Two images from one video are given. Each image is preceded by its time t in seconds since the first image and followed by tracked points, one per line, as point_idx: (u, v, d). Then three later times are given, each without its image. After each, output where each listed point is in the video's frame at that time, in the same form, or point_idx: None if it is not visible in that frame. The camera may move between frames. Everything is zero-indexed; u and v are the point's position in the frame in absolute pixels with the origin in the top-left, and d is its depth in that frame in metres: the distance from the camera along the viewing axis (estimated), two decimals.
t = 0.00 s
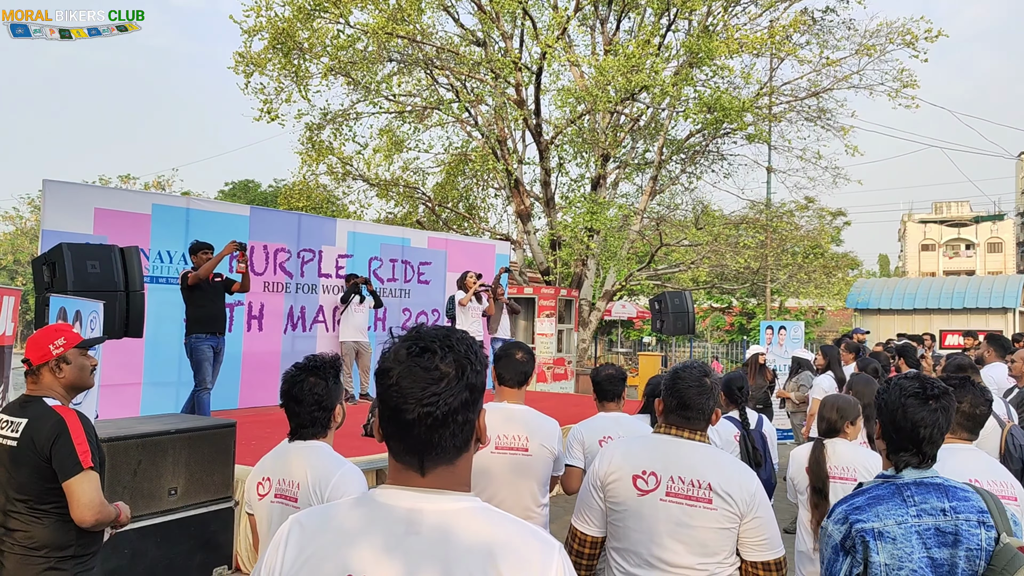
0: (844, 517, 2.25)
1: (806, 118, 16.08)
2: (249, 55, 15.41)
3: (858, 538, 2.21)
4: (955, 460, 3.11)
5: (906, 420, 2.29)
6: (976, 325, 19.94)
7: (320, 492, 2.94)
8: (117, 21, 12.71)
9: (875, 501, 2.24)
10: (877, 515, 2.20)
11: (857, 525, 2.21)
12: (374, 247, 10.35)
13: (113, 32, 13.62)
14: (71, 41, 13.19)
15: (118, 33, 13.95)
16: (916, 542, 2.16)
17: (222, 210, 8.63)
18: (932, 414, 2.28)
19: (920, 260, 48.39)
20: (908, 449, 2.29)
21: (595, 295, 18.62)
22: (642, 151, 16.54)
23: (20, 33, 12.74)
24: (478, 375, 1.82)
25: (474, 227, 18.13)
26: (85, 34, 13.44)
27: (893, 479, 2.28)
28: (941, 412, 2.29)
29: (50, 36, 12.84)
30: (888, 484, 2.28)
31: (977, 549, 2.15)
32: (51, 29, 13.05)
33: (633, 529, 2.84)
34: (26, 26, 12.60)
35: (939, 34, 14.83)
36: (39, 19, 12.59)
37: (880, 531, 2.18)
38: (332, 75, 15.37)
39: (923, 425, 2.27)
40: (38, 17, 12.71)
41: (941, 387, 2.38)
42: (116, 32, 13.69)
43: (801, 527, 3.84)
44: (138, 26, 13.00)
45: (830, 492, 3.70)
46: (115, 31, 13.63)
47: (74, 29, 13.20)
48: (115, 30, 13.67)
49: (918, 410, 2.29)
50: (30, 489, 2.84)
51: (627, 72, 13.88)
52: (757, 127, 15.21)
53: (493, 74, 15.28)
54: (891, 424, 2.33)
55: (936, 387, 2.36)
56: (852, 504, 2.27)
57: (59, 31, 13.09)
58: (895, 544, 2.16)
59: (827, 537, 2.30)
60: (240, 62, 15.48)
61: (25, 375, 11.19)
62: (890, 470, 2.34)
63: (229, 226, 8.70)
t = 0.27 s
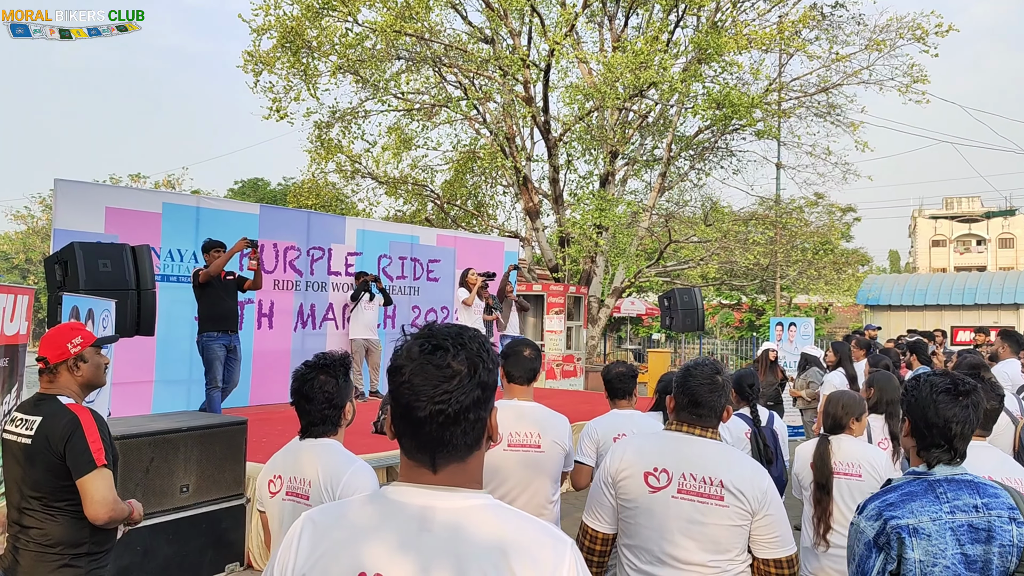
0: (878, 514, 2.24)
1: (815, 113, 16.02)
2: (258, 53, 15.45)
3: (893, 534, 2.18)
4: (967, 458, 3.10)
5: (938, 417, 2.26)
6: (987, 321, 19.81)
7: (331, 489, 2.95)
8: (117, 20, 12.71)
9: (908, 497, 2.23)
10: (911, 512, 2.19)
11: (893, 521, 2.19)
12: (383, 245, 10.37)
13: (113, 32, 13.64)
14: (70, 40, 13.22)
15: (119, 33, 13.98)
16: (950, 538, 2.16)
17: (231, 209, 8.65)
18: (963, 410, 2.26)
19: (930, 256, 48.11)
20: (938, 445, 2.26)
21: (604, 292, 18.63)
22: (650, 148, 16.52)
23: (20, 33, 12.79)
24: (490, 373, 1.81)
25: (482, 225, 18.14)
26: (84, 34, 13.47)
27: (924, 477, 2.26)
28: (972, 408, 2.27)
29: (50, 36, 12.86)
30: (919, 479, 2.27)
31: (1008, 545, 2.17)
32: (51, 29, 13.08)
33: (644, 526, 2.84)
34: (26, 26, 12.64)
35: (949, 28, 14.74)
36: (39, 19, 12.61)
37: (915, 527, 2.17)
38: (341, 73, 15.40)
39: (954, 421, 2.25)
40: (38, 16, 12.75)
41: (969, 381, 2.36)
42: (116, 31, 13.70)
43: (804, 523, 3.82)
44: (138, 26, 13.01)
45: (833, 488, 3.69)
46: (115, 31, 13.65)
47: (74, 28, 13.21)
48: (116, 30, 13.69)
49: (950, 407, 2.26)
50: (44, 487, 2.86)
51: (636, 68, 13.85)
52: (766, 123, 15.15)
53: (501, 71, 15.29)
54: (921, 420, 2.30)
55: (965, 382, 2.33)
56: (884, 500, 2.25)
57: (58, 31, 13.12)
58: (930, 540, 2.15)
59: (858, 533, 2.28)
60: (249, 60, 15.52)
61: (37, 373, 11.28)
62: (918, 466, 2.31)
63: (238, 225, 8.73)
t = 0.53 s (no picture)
0: (907, 510, 2.24)
1: (824, 110, 15.96)
2: (266, 53, 15.47)
3: (921, 532, 2.18)
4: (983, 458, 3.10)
5: (968, 414, 2.29)
6: (997, 318, 19.72)
7: (343, 489, 2.96)
8: (117, 21, 12.69)
9: (936, 494, 2.23)
10: (941, 508, 2.19)
11: (922, 518, 2.19)
12: (391, 244, 10.38)
13: (114, 32, 13.64)
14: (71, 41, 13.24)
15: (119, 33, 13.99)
16: (978, 537, 2.16)
17: (240, 208, 8.67)
18: (993, 409, 2.29)
19: (940, 253, 47.83)
20: (965, 443, 2.29)
21: (612, 290, 18.62)
22: (658, 146, 16.50)
23: (20, 33, 12.81)
24: (505, 371, 1.81)
25: (490, 224, 18.14)
26: (84, 34, 13.48)
27: (951, 474, 2.28)
28: (1000, 407, 2.30)
29: (50, 36, 12.88)
30: (947, 478, 2.27)
31: None
32: (52, 30, 13.11)
33: (655, 525, 2.84)
34: (26, 26, 12.66)
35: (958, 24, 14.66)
36: (38, 19, 12.62)
37: (945, 524, 2.17)
38: (349, 73, 15.43)
39: (984, 420, 2.28)
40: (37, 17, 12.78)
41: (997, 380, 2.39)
42: (117, 32, 13.71)
43: (811, 520, 3.81)
44: (139, 26, 13.00)
45: (840, 486, 3.68)
46: (115, 31, 13.66)
47: (74, 29, 13.23)
48: (116, 30, 13.69)
49: (980, 405, 2.29)
50: (57, 486, 2.88)
51: (643, 66, 13.83)
52: (775, 120, 15.10)
53: (508, 70, 15.29)
54: (950, 417, 2.32)
55: (994, 383, 2.37)
56: (913, 497, 2.25)
57: (59, 31, 13.13)
58: (959, 537, 2.15)
59: (886, 530, 2.28)
60: (257, 60, 15.54)
61: (46, 372, 11.33)
62: (943, 464, 2.34)
63: (247, 225, 8.74)
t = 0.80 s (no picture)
0: (924, 510, 2.22)
1: (831, 108, 15.91)
2: (271, 55, 15.50)
3: (940, 532, 2.17)
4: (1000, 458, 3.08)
5: (982, 413, 2.28)
6: (1006, 315, 19.63)
7: (350, 490, 2.95)
8: (117, 21, 12.69)
9: (952, 494, 2.22)
10: (957, 509, 2.18)
11: (940, 518, 2.18)
12: (397, 245, 10.39)
13: (113, 31, 13.66)
14: (71, 40, 13.26)
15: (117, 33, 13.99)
16: (995, 537, 2.15)
17: (247, 210, 8.69)
18: (1006, 408, 2.29)
19: (948, 251, 47.61)
20: (977, 442, 2.29)
21: (618, 289, 18.61)
22: (664, 145, 16.48)
23: (20, 32, 12.83)
24: (513, 375, 1.81)
25: (496, 223, 18.13)
26: (84, 34, 13.50)
27: (964, 473, 2.27)
28: (1013, 407, 2.30)
29: (49, 36, 12.90)
30: (960, 477, 2.27)
31: None
32: (52, 29, 13.13)
33: (665, 526, 2.84)
34: (26, 26, 12.67)
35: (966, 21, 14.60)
36: (38, 18, 12.63)
37: (962, 524, 2.16)
38: (354, 74, 15.45)
39: (997, 419, 2.27)
40: (38, 17, 12.80)
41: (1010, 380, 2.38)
42: (116, 31, 13.71)
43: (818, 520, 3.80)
44: (139, 26, 13.01)
45: (848, 486, 3.67)
46: (114, 31, 13.68)
47: (75, 28, 13.24)
48: (116, 29, 13.71)
49: (993, 404, 2.29)
50: (67, 488, 2.89)
51: (649, 65, 13.81)
52: (781, 119, 15.07)
53: (513, 69, 15.27)
54: (962, 416, 2.32)
55: (1006, 382, 2.37)
56: (929, 497, 2.24)
57: (58, 31, 13.16)
58: (976, 537, 2.14)
59: (903, 531, 2.27)
60: (263, 62, 15.57)
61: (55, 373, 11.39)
62: (955, 463, 2.33)
63: (254, 226, 8.75)
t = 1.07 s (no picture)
0: (931, 513, 2.21)
1: (836, 108, 15.89)
2: (277, 58, 15.53)
3: (948, 535, 2.16)
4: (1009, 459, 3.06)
5: (990, 415, 2.28)
6: (1013, 315, 19.55)
7: (355, 494, 2.94)
8: (117, 22, 12.71)
9: (959, 496, 2.21)
10: (965, 511, 2.17)
11: (948, 520, 2.17)
12: (403, 247, 10.40)
13: (113, 31, 13.67)
14: (70, 40, 13.27)
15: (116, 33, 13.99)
16: (1002, 538, 2.14)
17: (252, 213, 8.69)
18: (1013, 410, 2.29)
19: (955, 251, 47.40)
20: (985, 443, 2.28)
21: (624, 291, 18.59)
22: (669, 146, 16.47)
23: (20, 32, 12.84)
24: (521, 377, 1.80)
25: (501, 225, 18.14)
26: (84, 34, 13.53)
27: (971, 475, 2.26)
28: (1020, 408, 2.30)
29: (50, 36, 12.94)
30: (967, 479, 2.25)
31: None
32: (51, 29, 13.14)
33: (673, 530, 2.83)
34: (26, 26, 12.68)
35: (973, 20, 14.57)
36: (38, 18, 12.64)
37: (970, 527, 2.15)
38: (359, 77, 15.47)
39: (1005, 421, 2.28)
40: (38, 17, 12.82)
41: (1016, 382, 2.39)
42: (117, 31, 13.71)
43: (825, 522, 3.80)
44: (138, 27, 13.03)
45: (857, 488, 3.66)
46: (114, 31, 13.70)
47: (74, 28, 13.25)
48: (116, 29, 13.71)
49: (1001, 405, 2.29)
50: (75, 493, 2.89)
51: (654, 66, 13.80)
52: (787, 119, 15.05)
53: (518, 71, 15.28)
54: (970, 417, 2.31)
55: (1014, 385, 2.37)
56: (936, 499, 2.23)
57: (59, 30, 13.17)
58: (984, 539, 2.13)
59: (910, 534, 2.25)
60: (268, 65, 15.61)
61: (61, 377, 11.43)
62: (962, 465, 2.31)
63: (260, 229, 8.76)
